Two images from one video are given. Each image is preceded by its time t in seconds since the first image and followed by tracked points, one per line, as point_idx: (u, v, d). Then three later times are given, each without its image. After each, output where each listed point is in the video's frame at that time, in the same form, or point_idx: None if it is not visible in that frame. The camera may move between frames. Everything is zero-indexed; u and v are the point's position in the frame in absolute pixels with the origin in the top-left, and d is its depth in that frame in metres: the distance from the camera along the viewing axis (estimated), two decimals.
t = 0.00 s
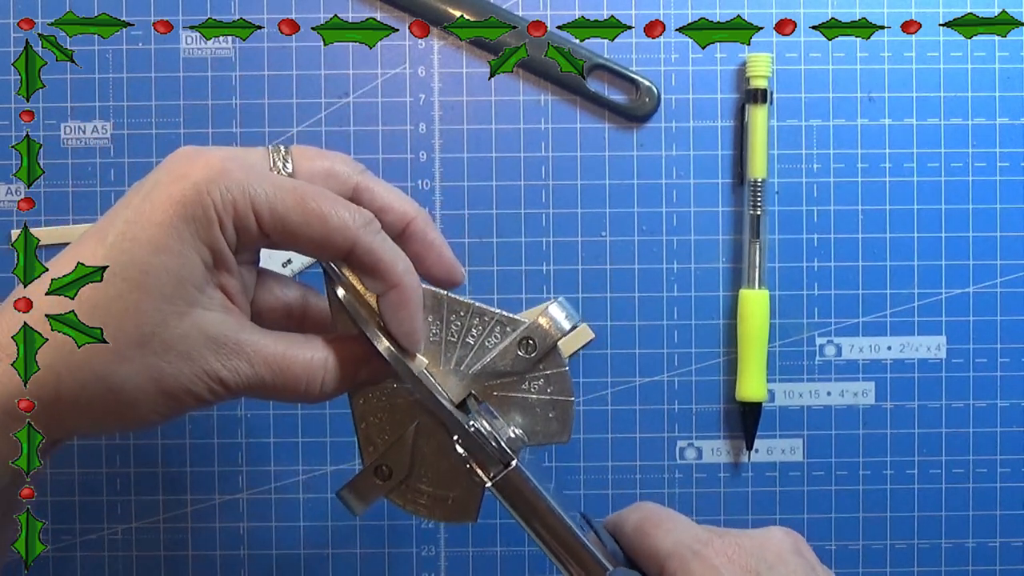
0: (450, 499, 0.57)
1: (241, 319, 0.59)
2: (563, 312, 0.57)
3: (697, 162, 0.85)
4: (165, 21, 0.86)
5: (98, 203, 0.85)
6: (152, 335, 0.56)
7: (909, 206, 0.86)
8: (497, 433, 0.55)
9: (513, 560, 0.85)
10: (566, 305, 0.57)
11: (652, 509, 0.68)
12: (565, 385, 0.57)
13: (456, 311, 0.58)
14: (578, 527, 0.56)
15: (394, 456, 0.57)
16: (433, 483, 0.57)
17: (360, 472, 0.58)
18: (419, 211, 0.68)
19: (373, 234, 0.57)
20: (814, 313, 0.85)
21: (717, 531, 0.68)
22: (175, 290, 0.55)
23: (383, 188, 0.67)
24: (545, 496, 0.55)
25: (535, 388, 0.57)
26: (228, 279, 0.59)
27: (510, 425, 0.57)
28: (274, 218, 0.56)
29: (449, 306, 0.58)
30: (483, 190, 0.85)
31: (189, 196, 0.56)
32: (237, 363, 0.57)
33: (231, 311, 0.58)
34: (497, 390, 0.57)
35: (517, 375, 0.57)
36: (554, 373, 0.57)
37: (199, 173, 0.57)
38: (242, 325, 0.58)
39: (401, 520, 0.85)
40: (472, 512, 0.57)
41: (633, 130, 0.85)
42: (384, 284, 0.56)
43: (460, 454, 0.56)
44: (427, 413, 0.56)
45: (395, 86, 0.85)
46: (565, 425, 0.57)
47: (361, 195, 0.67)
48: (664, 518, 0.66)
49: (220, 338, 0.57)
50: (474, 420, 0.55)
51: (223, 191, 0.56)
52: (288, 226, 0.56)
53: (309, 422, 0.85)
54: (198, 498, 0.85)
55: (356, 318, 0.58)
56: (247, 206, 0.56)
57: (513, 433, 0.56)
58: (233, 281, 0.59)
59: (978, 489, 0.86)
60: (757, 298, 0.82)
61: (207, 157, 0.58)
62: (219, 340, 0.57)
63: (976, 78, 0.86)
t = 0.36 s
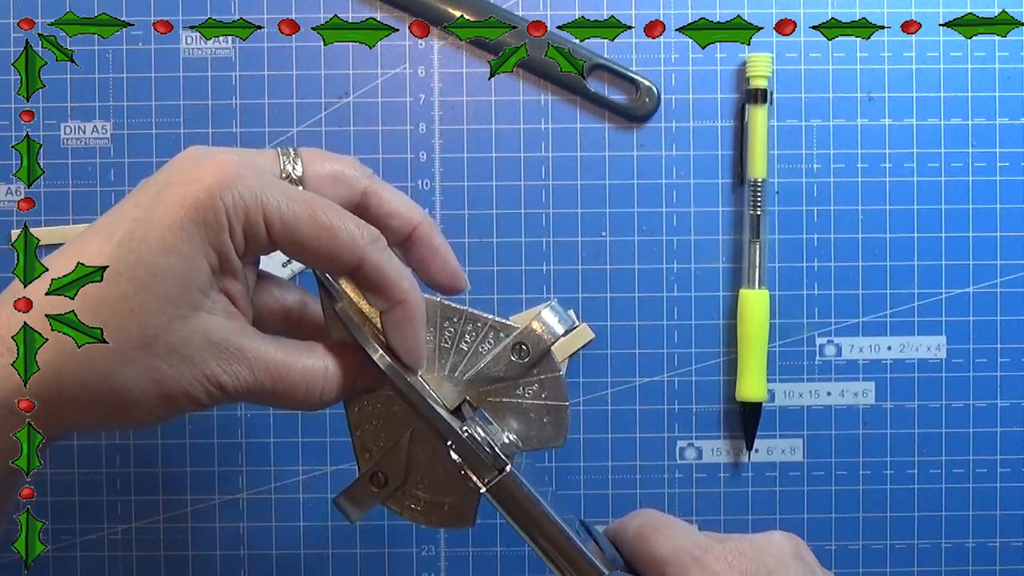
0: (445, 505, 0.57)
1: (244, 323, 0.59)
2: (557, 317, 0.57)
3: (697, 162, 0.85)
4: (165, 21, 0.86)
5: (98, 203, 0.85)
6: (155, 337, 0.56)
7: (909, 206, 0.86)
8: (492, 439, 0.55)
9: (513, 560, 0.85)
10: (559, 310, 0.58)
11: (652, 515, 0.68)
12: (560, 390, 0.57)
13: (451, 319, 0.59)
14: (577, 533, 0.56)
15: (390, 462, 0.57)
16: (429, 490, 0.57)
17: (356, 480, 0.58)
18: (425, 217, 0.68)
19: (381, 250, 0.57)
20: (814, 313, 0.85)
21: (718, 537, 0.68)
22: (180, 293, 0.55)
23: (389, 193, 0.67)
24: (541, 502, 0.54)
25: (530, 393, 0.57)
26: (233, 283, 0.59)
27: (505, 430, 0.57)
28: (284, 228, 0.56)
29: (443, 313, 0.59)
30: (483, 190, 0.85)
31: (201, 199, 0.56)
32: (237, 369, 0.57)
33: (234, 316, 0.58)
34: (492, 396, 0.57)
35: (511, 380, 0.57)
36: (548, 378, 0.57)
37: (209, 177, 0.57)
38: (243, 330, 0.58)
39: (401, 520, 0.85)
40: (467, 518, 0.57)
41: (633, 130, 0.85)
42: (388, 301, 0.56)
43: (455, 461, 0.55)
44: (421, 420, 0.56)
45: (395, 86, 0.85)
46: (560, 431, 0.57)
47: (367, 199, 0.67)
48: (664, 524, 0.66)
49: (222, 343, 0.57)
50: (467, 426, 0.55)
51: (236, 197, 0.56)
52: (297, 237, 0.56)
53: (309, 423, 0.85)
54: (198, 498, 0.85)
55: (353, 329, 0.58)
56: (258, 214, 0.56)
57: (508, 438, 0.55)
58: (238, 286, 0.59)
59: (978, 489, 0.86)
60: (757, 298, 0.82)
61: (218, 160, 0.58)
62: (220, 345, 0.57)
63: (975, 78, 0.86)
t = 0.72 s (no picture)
0: (448, 509, 0.57)
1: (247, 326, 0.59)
2: (560, 320, 0.57)
3: (697, 162, 0.85)
4: (165, 21, 0.86)
5: (98, 203, 0.85)
6: (157, 340, 0.56)
7: (909, 206, 0.86)
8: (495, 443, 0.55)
9: (513, 560, 0.85)
10: (562, 313, 0.58)
11: (654, 519, 0.68)
12: (563, 394, 0.57)
13: (453, 322, 0.59)
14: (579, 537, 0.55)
15: (392, 466, 0.57)
16: (431, 494, 0.57)
17: (358, 483, 0.58)
18: (428, 218, 0.68)
19: (383, 253, 0.57)
20: (814, 313, 0.85)
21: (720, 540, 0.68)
22: (182, 296, 0.55)
23: (393, 194, 0.67)
24: (543, 506, 0.54)
25: (533, 397, 0.57)
26: (235, 286, 0.59)
27: (508, 434, 0.57)
28: (287, 230, 0.56)
29: (446, 316, 0.59)
30: (483, 190, 0.85)
31: (204, 201, 0.56)
32: (239, 372, 0.57)
33: (237, 318, 0.58)
34: (495, 399, 0.57)
35: (514, 383, 0.57)
36: (551, 382, 0.57)
37: (212, 179, 0.57)
38: (247, 333, 0.58)
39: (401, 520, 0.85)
40: (470, 522, 0.57)
41: (633, 130, 0.85)
42: (391, 303, 0.57)
43: (457, 465, 0.55)
44: (423, 424, 0.56)
45: (395, 86, 0.85)
46: (563, 434, 0.57)
47: (371, 200, 0.67)
48: (666, 528, 0.66)
49: (224, 346, 0.57)
50: (470, 430, 0.54)
51: (238, 199, 0.56)
52: (300, 239, 0.56)
53: (310, 423, 0.85)
54: (198, 497, 0.85)
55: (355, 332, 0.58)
56: (261, 216, 0.56)
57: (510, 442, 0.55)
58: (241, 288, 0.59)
59: (978, 489, 0.86)
60: (756, 298, 0.82)
61: (221, 162, 0.58)
62: (223, 348, 0.57)
63: (976, 78, 0.86)
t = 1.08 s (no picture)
0: (446, 508, 0.57)
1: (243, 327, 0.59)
2: (560, 319, 0.58)
3: (697, 162, 0.85)
4: (165, 21, 0.86)
5: (98, 204, 0.85)
6: (154, 342, 0.56)
7: (909, 206, 0.86)
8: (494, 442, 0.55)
9: (513, 560, 0.85)
10: (562, 313, 0.58)
11: (654, 520, 0.68)
12: (562, 393, 0.57)
13: (452, 320, 0.59)
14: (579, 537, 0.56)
15: (391, 464, 0.57)
16: (431, 492, 0.57)
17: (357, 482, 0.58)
18: (423, 217, 0.68)
19: (377, 249, 0.57)
20: (814, 313, 0.85)
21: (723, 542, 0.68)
22: (178, 298, 0.55)
23: (387, 193, 0.67)
24: (543, 505, 0.54)
25: (532, 396, 0.57)
26: (230, 287, 0.58)
27: (507, 433, 0.57)
28: (280, 228, 0.56)
29: (445, 315, 0.59)
30: (483, 190, 0.85)
31: (196, 202, 0.56)
32: (236, 373, 0.57)
33: (233, 320, 0.58)
34: (494, 398, 0.57)
35: (514, 383, 0.57)
36: (551, 381, 0.57)
37: (205, 179, 0.57)
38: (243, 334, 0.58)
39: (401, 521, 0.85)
40: (468, 522, 0.57)
41: (633, 130, 0.85)
42: (386, 300, 0.56)
43: (457, 464, 0.55)
44: (422, 422, 0.56)
45: (395, 86, 0.85)
46: (562, 433, 0.57)
47: (365, 199, 0.67)
48: (667, 529, 0.66)
49: (219, 347, 0.57)
50: (469, 429, 0.54)
51: (231, 199, 0.56)
52: (293, 237, 0.56)
53: (309, 423, 0.85)
54: (198, 497, 0.85)
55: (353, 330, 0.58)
56: (254, 214, 0.56)
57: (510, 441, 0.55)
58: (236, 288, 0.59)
59: (978, 489, 0.86)
60: (756, 298, 0.82)
61: (214, 163, 0.58)
62: (218, 349, 0.57)
63: (976, 78, 0.86)
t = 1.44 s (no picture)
0: (446, 506, 0.57)
1: (243, 325, 0.59)
2: (558, 318, 0.58)
3: (698, 162, 0.85)
4: (165, 21, 0.86)
5: (98, 203, 0.85)
6: (153, 341, 0.56)
7: (909, 206, 0.86)
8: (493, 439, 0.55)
9: (513, 560, 0.85)
10: (561, 311, 0.58)
11: (655, 519, 0.68)
12: (561, 391, 0.57)
13: (452, 318, 0.59)
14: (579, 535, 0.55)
15: (391, 463, 0.57)
16: (431, 490, 0.57)
17: (357, 480, 0.58)
18: (421, 216, 0.69)
19: (376, 248, 0.57)
20: (814, 313, 0.85)
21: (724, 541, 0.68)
22: (177, 297, 0.55)
23: (386, 192, 0.67)
24: (543, 503, 0.54)
25: (531, 394, 0.57)
26: (230, 286, 0.58)
27: (507, 431, 0.57)
28: (279, 227, 0.56)
29: (444, 313, 0.59)
30: (483, 189, 0.85)
31: (195, 201, 0.56)
32: (235, 370, 0.57)
33: (232, 318, 0.58)
34: (493, 397, 0.57)
35: (512, 381, 0.57)
36: (550, 379, 0.57)
37: (203, 178, 0.57)
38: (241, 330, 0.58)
39: (401, 521, 0.85)
40: (469, 519, 0.57)
41: (633, 130, 0.85)
42: (385, 299, 0.56)
43: (456, 462, 0.55)
44: (422, 421, 0.56)
45: (395, 86, 0.85)
46: (561, 430, 0.57)
47: (364, 199, 0.67)
48: (667, 527, 0.66)
49: (218, 344, 0.57)
50: (469, 427, 0.54)
51: (230, 197, 0.56)
52: (292, 237, 0.56)
53: (310, 422, 0.85)
54: (198, 498, 0.85)
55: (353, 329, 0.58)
56: (253, 214, 0.56)
57: (509, 439, 0.55)
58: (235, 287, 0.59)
59: (978, 489, 0.86)
60: (756, 298, 0.82)
61: (213, 162, 0.58)
62: (218, 347, 0.57)
63: (976, 78, 0.86)
